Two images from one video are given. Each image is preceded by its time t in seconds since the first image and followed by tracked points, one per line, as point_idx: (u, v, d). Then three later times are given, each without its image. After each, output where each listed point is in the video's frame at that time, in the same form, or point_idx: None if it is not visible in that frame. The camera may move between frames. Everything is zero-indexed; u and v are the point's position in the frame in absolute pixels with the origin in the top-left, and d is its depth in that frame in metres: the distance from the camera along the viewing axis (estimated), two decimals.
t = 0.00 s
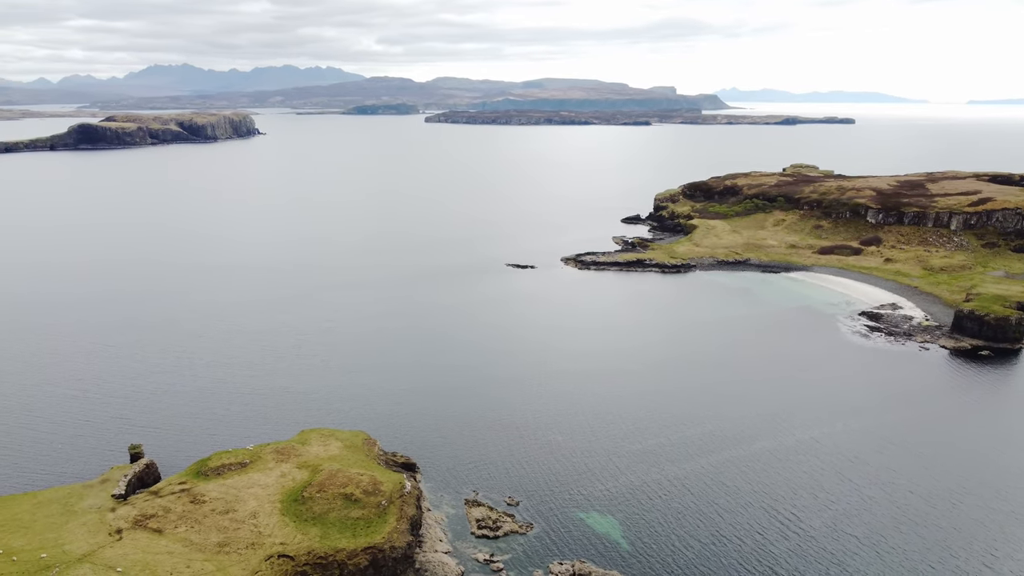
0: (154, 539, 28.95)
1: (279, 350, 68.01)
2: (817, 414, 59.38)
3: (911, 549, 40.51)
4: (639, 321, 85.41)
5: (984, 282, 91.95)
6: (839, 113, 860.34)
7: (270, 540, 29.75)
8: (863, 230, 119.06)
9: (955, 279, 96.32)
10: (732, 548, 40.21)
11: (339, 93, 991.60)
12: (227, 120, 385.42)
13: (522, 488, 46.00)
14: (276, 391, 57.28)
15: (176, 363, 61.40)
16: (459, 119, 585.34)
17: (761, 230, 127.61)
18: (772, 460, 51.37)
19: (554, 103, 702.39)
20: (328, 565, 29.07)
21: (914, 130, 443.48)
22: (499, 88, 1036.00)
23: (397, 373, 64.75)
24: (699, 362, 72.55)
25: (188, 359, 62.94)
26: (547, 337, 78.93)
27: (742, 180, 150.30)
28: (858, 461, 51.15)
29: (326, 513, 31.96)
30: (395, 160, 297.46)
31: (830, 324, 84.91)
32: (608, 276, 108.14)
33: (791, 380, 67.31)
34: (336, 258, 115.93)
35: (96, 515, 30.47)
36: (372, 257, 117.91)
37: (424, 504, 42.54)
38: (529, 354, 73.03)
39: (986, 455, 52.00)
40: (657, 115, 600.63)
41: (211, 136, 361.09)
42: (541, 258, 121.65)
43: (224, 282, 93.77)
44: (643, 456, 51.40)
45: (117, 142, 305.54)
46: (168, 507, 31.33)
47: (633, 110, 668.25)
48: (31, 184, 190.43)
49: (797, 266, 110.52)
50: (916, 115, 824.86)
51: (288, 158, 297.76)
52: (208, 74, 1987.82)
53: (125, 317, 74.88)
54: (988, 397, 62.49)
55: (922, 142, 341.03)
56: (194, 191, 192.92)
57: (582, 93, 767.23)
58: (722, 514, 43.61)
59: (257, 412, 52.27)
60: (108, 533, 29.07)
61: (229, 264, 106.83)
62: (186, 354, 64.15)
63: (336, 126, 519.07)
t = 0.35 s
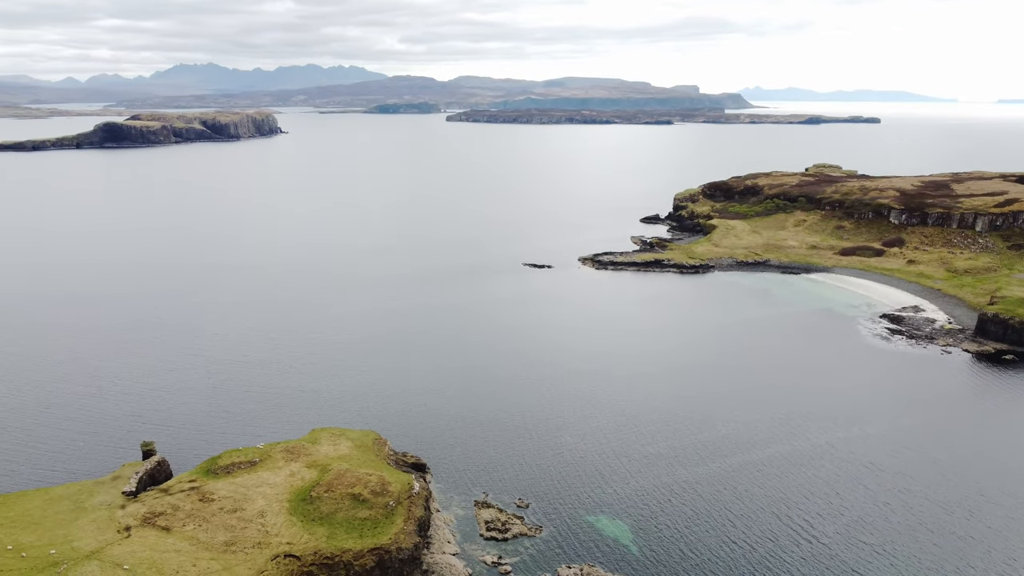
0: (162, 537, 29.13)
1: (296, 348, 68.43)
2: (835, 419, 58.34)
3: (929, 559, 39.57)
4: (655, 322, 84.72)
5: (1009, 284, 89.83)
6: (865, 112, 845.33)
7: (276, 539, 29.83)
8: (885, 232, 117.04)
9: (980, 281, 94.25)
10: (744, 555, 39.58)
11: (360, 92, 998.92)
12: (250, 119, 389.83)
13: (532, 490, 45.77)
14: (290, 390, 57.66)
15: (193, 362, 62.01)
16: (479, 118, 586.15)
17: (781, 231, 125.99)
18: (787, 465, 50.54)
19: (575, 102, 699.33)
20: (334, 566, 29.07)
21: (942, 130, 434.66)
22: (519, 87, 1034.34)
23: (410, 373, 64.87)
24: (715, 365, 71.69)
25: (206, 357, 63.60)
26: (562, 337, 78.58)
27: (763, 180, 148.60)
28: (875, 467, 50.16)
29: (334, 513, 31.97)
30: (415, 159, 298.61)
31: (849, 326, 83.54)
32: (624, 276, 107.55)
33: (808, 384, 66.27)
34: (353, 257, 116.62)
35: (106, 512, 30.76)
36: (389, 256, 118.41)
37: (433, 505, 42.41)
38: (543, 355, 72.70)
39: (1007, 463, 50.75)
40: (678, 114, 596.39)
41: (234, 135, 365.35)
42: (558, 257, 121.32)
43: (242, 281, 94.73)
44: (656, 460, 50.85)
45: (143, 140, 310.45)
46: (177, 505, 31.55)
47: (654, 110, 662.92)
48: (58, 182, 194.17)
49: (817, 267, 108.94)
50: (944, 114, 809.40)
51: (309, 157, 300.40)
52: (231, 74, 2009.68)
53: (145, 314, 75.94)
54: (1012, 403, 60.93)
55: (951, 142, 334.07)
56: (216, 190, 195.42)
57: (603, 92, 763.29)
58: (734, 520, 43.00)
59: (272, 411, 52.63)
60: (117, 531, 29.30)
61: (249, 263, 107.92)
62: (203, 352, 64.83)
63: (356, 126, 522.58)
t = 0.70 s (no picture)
0: (170, 535, 29.32)
1: (313, 347, 68.83)
2: (854, 425, 57.08)
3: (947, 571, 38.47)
4: (671, 323, 83.85)
5: None
6: (893, 112, 829.04)
7: (282, 539, 29.86)
8: (910, 233, 114.67)
9: (1007, 284, 91.94)
10: (755, 562, 38.89)
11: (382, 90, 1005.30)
12: (274, 118, 394.00)
13: (543, 492, 45.48)
14: (306, 389, 58.12)
15: (212, 359, 62.75)
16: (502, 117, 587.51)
17: (803, 231, 124.11)
18: (803, 470, 49.65)
19: (598, 101, 696.32)
20: (340, 568, 29.01)
21: (974, 129, 425.10)
22: (541, 86, 1032.36)
23: (425, 373, 64.98)
24: (733, 367, 70.72)
25: (224, 355, 64.27)
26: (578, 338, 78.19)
27: (786, 180, 146.58)
28: (893, 475, 48.96)
29: (342, 513, 31.98)
30: (436, 159, 299.74)
31: (870, 330, 81.93)
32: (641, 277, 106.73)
33: (825, 388, 65.03)
34: (373, 256, 117.32)
35: (116, 509, 31.10)
36: (408, 255, 118.92)
37: (443, 506, 42.26)
38: (558, 356, 72.33)
39: None
40: (701, 113, 590.92)
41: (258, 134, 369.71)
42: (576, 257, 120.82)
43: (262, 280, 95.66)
44: (668, 463, 50.23)
45: (169, 139, 315.57)
46: (186, 504, 31.77)
47: (677, 109, 656.89)
48: (87, 180, 198.17)
49: (840, 268, 107.15)
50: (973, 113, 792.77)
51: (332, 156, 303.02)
52: (255, 74, 2033.91)
53: (168, 311, 77.16)
54: None
55: (984, 142, 326.26)
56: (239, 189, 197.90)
57: (625, 91, 758.29)
58: (746, 527, 42.30)
59: (289, 409, 53.02)
60: (126, 528, 29.57)
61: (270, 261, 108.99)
62: (222, 350, 65.64)
63: (379, 124, 525.54)
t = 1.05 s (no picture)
0: (178, 534, 29.56)
1: (329, 347, 69.27)
2: (871, 430, 56.01)
3: None
4: (687, 324, 83.14)
5: None
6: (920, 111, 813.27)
7: (289, 539, 29.98)
8: (935, 235, 112.40)
9: None
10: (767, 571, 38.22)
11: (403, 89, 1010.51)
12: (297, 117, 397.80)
13: (554, 495, 45.18)
14: (321, 388, 58.55)
15: (230, 358, 63.48)
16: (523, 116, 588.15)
17: (824, 233, 122.19)
18: (818, 476, 48.78)
19: (618, 100, 693.30)
20: (346, 569, 29.06)
21: (1005, 129, 415.80)
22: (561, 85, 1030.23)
23: (439, 373, 65.05)
24: (750, 371, 69.62)
25: (241, 354, 64.89)
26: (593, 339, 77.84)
27: (807, 180, 144.66)
28: (911, 482, 47.91)
29: (349, 515, 32.02)
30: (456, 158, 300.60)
31: (890, 333, 80.48)
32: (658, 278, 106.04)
33: (843, 392, 63.92)
34: (391, 255, 117.93)
35: (126, 507, 31.43)
36: (426, 255, 119.32)
37: (452, 509, 42.14)
38: (572, 357, 72.00)
39: None
40: (723, 113, 585.52)
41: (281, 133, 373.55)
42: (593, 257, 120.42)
43: (281, 278, 96.76)
44: (681, 468, 49.64)
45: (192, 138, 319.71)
46: (195, 502, 32.04)
47: (699, 108, 651.13)
48: (112, 179, 201.62)
49: (861, 270, 105.47)
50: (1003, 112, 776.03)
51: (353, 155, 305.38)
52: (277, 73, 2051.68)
53: (188, 309, 78.14)
54: None
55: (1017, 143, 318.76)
56: (260, 188, 200.27)
57: (647, 90, 757.01)
58: (759, 534, 41.63)
59: (304, 409, 53.42)
60: (135, 526, 29.86)
61: (288, 260, 109.87)
62: (239, 348, 66.35)
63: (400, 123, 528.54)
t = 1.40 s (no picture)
0: (187, 533, 29.82)
1: (348, 346, 69.80)
2: (891, 437, 54.76)
3: None
4: (706, 326, 82.17)
5: None
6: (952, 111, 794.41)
7: (297, 540, 30.04)
8: (963, 238, 109.88)
9: None
10: None
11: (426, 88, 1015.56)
12: (323, 117, 401.58)
13: (565, 499, 44.80)
14: (339, 388, 58.94)
15: (251, 357, 64.16)
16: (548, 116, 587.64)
17: (850, 234, 120.00)
18: (836, 484, 47.77)
19: (643, 100, 688.98)
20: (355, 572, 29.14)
21: None
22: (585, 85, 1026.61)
23: (457, 373, 65.07)
24: (768, 374, 68.58)
25: (260, 353, 65.57)
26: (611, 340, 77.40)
27: (833, 181, 142.33)
28: (931, 491, 46.71)
29: (359, 516, 32.04)
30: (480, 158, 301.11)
31: (914, 338, 78.72)
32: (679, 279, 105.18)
33: (862, 398, 62.65)
34: (412, 255, 118.51)
35: (138, 504, 31.88)
36: (447, 255, 119.71)
37: (463, 511, 41.98)
38: (589, 359, 71.47)
39: None
40: (750, 113, 578.43)
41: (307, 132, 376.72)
42: (613, 257, 119.74)
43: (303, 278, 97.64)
44: (695, 472, 49.03)
45: (219, 137, 324.01)
46: (205, 501, 32.30)
47: (725, 108, 643.43)
48: (140, 178, 205.31)
49: (886, 273, 103.41)
50: None
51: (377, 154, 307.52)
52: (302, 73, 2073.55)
53: (210, 308, 79.31)
54: None
55: None
56: (284, 188, 202.69)
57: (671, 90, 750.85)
58: (774, 542, 40.87)
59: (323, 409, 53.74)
60: (146, 524, 30.23)
61: (309, 260, 110.81)
62: (261, 347, 67.07)
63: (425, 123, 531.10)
